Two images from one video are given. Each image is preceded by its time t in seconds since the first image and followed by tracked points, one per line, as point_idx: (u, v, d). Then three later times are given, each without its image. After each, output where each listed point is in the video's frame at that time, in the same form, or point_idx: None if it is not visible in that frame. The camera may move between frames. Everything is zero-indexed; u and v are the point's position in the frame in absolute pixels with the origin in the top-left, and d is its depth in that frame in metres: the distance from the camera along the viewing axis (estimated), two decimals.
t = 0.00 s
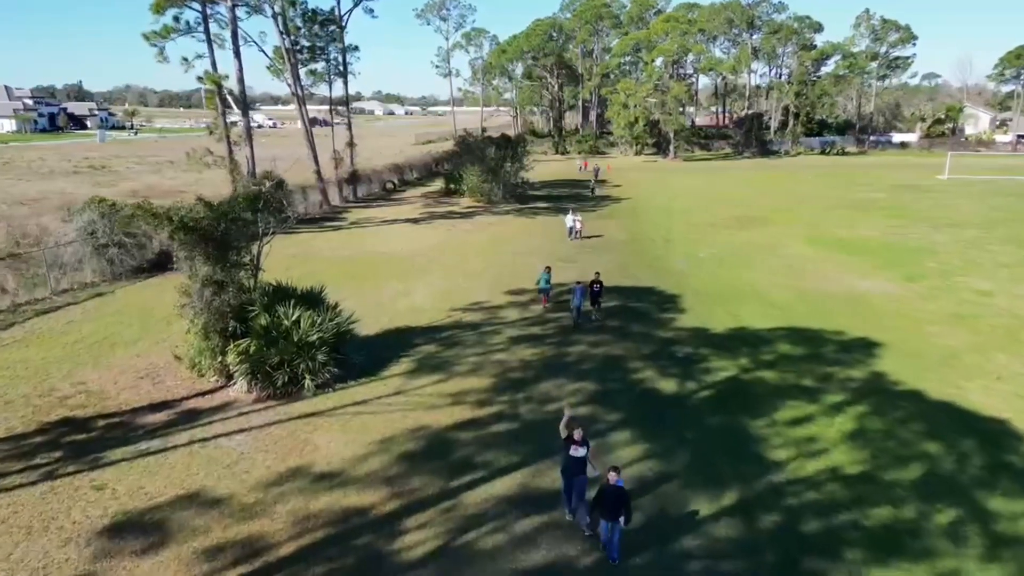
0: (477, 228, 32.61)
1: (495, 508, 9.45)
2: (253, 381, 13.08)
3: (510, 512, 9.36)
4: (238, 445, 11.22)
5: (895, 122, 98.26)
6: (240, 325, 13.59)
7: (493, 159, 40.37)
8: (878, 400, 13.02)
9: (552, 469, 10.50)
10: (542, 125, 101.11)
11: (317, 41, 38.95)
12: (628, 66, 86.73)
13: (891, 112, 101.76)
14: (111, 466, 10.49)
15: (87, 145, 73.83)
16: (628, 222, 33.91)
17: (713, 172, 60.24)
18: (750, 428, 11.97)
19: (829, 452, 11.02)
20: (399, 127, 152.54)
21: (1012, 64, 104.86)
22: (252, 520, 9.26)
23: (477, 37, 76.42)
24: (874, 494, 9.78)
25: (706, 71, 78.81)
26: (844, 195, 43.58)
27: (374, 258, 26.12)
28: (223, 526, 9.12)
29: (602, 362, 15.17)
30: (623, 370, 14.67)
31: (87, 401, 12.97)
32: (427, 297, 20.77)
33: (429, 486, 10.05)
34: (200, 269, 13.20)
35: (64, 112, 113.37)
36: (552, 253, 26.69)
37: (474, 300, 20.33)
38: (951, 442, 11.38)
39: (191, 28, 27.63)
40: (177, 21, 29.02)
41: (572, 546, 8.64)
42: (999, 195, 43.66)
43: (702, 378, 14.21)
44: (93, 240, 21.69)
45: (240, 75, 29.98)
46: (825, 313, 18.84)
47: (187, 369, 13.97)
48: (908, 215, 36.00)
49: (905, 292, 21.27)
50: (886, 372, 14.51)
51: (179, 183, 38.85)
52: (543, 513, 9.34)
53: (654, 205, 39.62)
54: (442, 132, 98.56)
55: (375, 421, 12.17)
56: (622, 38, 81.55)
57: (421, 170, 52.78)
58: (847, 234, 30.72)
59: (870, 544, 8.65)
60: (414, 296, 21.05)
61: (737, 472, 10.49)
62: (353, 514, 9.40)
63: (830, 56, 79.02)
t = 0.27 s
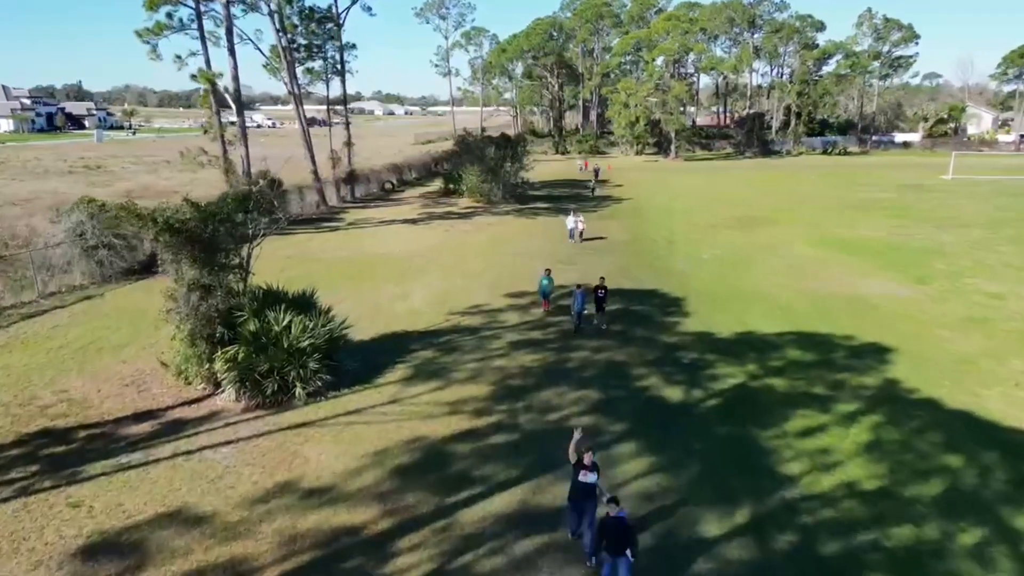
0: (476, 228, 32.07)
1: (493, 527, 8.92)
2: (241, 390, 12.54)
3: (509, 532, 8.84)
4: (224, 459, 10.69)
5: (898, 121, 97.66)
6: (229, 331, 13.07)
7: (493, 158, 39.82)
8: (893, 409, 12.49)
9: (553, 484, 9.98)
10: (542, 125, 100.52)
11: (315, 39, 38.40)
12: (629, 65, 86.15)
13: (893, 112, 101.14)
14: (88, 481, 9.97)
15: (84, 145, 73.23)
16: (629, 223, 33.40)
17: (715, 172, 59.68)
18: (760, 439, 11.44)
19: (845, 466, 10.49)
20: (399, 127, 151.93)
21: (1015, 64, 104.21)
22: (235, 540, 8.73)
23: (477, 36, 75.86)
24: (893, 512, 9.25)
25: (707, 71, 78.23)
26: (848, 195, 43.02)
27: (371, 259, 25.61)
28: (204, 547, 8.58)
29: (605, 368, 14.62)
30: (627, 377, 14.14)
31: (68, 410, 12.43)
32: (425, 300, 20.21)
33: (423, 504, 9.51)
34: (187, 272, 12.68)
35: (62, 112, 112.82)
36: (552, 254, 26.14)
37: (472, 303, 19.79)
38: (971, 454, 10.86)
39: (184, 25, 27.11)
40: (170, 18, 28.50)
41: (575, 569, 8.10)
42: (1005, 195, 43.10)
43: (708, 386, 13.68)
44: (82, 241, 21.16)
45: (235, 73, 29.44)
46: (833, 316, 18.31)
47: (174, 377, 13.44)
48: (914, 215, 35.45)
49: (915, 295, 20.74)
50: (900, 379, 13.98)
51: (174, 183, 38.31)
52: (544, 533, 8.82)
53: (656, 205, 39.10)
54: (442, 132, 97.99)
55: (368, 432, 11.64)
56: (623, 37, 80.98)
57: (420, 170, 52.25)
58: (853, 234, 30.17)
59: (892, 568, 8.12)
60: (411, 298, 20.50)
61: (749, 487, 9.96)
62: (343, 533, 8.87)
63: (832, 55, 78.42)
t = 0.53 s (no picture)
0: (475, 229, 31.33)
1: (490, 559, 8.18)
2: (223, 403, 11.78)
3: (507, 564, 8.10)
4: (201, 479, 9.94)
5: (901, 121, 96.89)
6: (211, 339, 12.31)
7: (492, 158, 39.06)
8: (916, 424, 11.76)
9: (554, 508, 9.24)
10: (542, 124, 99.74)
11: (310, 36, 37.67)
12: (630, 65, 85.40)
13: (896, 112, 100.36)
14: (52, 506, 9.22)
15: (79, 145, 72.48)
16: (631, 224, 32.66)
17: (718, 172, 58.93)
18: (776, 457, 10.69)
19: (869, 488, 9.75)
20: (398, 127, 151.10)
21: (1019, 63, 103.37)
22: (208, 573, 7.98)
23: (476, 34, 75.11)
24: (925, 541, 8.50)
25: (709, 70, 77.47)
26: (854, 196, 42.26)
27: (366, 263, 24.87)
28: None
29: (609, 379, 13.87)
30: (633, 389, 13.40)
31: (38, 425, 11.68)
32: (421, 305, 19.45)
33: (414, 532, 8.76)
34: (165, 278, 11.92)
35: (58, 111, 112.10)
36: (553, 257, 25.39)
37: (470, 307, 19.05)
38: (1003, 474, 10.13)
39: (175, 20, 26.36)
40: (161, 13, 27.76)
41: None
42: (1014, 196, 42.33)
43: (718, 398, 12.95)
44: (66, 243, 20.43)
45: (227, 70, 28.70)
46: (846, 324, 17.57)
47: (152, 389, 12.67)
48: (922, 216, 34.69)
49: (929, 300, 20.00)
50: (920, 391, 13.25)
51: (167, 183, 37.57)
52: (546, 564, 8.09)
53: (658, 207, 38.35)
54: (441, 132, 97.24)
55: (357, 449, 10.90)
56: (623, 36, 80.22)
57: (418, 171, 51.50)
58: (861, 236, 29.42)
59: None
60: (407, 303, 19.74)
61: (766, 512, 9.20)
62: (326, 564, 8.14)
63: (834, 54, 77.64)
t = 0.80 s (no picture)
0: (473, 230, 30.66)
1: None
2: (202, 418, 11.09)
3: None
4: (175, 503, 9.26)
5: (903, 120, 96.16)
6: (190, 349, 11.62)
7: (491, 157, 38.34)
8: (938, 440, 11.06)
9: (555, 536, 8.55)
10: (542, 124, 99.05)
11: (306, 34, 37.00)
12: (630, 64, 84.73)
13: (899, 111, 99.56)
14: (11, 534, 8.55)
15: (75, 145, 71.78)
16: (632, 225, 31.96)
17: (719, 172, 58.28)
18: (791, 476, 10.00)
19: (894, 513, 9.05)
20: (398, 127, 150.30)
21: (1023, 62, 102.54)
22: None
23: (475, 33, 74.44)
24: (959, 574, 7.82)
25: (710, 69, 76.78)
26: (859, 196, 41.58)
27: (360, 265, 24.19)
28: None
29: (611, 389, 13.18)
30: (637, 400, 12.72)
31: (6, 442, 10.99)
32: (416, 309, 18.76)
33: (402, 562, 8.08)
34: (141, 285, 11.23)
35: (56, 112, 111.57)
36: (553, 259, 24.72)
37: (467, 312, 18.36)
38: None
39: (164, 17, 25.68)
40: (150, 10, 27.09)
41: None
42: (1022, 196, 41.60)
43: (728, 410, 12.27)
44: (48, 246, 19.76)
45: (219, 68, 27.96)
46: (858, 329, 16.86)
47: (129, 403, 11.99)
48: (930, 217, 33.97)
49: (942, 304, 19.30)
50: (939, 403, 12.57)
51: (160, 183, 36.90)
52: None
53: (659, 207, 37.65)
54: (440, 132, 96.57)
55: (344, 467, 10.21)
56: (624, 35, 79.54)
57: (416, 171, 50.80)
58: (868, 237, 28.72)
59: None
60: (401, 307, 19.05)
61: (782, 540, 8.51)
62: None
63: (837, 52, 76.91)
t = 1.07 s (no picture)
0: (472, 232, 30.04)
1: None
2: (182, 435, 10.48)
3: None
4: (148, 529, 8.64)
5: (905, 120, 95.48)
6: (170, 361, 11.00)
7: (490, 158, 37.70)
8: (962, 458, 10.45)
9: (555, 567, 7.93)
10: (542, 124, 98.37)
11: (301, 32, 36.36)
12: (631, 64, 84.07)
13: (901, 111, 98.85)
14: None
15: (71, 146, 71.06)
16: (634, 227, 31.33)
17: (721, 172, 57.65)
18: (808, 498, 9.39)
19: (919, 541, 8.44)
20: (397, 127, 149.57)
21: None
22: None
23: (474, 32, 73.83)
24: None
25: (711, 68, 76.11)
26: (863, 197, 40.93)
27: (356, 267, 23.57)
28: None
29: (615, 402, 12.55)
30: (642, 414, 12.10)
31: None
32: (412, 313, 18.13)
33: None
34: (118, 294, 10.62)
35: (52, 111, 110.87)
36: (553, 262, 24.08)
37: (464, 318, 17.74)
38: None
39: (154, 14, 25.07)
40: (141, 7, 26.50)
41: None
42: None
43: (738, 425, 11.66)
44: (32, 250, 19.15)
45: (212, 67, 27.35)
46: (870, 337, 16.23)
47: (106, 418, 11.37)
48: (938, 218, 33.33)
49: (956, 309, 18.68)
50: (960, 417, 11.96)
51: (154, 184, 36.30)
52: None
53: (661, 208, 37.02)
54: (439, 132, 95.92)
55: (330, 488, 9.59)
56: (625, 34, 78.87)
57: (414, 171, 50.17)
58: (875, 239, 28.08)
59: None
60: (397, 312, 18.41)
61: (802, 571, 7.89)
62: None
63: (839, 52, 76.24)
